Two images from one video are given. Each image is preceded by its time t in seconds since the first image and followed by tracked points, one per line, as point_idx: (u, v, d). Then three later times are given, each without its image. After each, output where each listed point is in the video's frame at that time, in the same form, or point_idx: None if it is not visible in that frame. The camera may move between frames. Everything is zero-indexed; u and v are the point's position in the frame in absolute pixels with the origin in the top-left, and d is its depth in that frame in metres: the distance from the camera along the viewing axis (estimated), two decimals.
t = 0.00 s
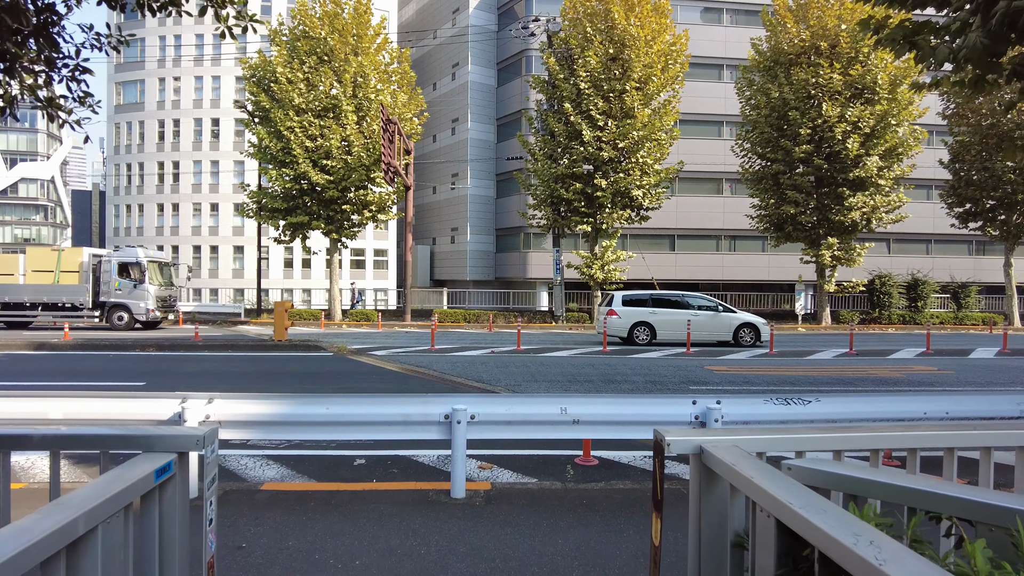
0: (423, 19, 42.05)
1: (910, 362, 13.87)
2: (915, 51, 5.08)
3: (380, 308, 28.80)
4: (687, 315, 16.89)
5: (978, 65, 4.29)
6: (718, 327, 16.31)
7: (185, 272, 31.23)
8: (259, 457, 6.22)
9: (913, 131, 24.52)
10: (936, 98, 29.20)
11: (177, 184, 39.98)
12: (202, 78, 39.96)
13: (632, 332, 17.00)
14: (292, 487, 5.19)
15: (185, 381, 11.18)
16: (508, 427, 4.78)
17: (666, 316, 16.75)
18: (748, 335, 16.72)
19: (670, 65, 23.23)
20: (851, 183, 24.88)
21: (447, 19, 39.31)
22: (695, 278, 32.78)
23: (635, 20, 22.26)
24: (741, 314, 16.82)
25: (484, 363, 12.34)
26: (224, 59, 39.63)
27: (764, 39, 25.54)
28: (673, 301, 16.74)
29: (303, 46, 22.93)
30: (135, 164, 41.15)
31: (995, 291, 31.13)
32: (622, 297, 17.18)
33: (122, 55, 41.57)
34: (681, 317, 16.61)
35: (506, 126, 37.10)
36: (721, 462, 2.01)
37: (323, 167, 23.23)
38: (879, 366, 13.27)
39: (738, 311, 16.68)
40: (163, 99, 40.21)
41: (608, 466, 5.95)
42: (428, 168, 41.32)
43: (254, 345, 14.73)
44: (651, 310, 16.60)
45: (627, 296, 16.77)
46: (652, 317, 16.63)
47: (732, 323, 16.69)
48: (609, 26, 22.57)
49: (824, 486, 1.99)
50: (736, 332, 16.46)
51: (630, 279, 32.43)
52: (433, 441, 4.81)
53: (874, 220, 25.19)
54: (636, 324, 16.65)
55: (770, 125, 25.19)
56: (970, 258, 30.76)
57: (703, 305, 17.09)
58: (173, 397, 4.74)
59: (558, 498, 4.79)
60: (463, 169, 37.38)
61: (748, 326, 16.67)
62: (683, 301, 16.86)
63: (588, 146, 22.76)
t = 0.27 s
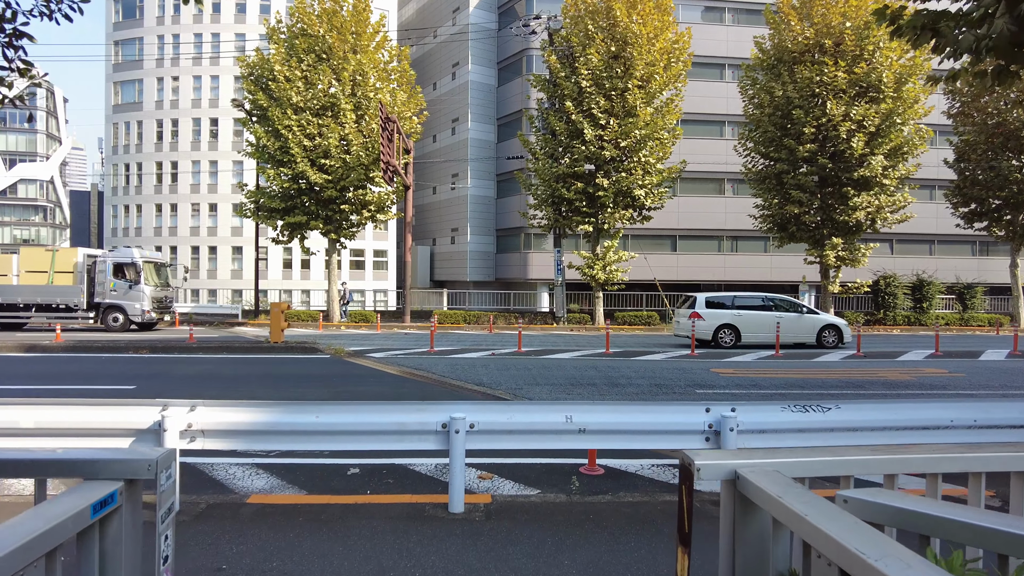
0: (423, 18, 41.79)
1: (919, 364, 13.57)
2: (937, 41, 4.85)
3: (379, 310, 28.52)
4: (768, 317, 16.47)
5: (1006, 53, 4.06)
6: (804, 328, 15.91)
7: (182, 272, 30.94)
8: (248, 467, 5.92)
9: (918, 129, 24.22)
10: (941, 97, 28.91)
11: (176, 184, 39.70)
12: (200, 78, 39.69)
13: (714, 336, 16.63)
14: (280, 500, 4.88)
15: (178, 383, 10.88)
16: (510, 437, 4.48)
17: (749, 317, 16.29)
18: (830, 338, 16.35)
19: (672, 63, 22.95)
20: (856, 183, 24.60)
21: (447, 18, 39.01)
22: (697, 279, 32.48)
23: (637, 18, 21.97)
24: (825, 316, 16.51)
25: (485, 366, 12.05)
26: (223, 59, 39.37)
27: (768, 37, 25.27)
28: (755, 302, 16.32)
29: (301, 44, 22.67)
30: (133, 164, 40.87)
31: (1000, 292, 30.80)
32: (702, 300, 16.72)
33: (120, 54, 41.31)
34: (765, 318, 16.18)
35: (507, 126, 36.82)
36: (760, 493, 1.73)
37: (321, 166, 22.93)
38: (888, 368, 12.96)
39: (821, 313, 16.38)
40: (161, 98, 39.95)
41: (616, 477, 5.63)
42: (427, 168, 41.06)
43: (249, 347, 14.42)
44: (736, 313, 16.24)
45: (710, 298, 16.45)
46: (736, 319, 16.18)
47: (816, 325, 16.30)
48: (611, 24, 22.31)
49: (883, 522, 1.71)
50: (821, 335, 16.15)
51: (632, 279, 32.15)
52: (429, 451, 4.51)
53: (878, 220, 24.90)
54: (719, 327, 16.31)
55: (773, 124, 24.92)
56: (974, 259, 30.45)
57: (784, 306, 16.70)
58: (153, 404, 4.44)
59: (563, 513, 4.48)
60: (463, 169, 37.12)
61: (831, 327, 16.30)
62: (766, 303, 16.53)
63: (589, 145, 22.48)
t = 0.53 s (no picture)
0: (424, 17, 41.53)
1: (930, 366, 13.26)
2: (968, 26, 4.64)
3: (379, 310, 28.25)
4: (854, 318, 16.12)
5: None
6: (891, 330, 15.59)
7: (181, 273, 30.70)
8: (238, 476, 5.66)
9: (925, 127, 23.89)
10: (947, 96, 28.59)
11: (175, 184, 39.44)
12: (200, 77, 39.42)
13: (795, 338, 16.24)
14: (268, 515, 4.61)
15: (171, 386, 10.61)
16: (512, 448, 4.20)
17: (836, 318, 15.92)
18: (915, 338, 16.10)
19: (675, 61, 22.67)
20: (862, 182, 24.31)
21: (448, 16, 38.70)
22: (700, 279, 32.21)
23: (640, 14, 21.66)
24: (908, 317, 16.25)
25: (486, 368, 11.77)
26: (222, 58, 39.08)
27: (772, 34, 24.99)
28: (842, 302, 15.97)
29: (300, 42, 22.40)
30: (132, 164, 40.62)
31: (1006, 292, 30.44)
32: (786, 300, 16.33)
33: (119, 53, 41.04)
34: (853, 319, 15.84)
35: (508, 126, 36.53)
36: (814, 538, 1.46)
37: (320, 166, 22.66)
38: (899, 370, 12.67)
39: (904, 314, 16.15)
40: (161, 98, 39.68)
41: (625, 489, 5.34)
42: (428, 168, 40.82)
43: (245, 349, 14.14)
44: (824, 314, 15.90)
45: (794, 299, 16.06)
46: (823, 320, 15.83)
47: (900, 326, 16.00)
48: (614, 21, 22.04)
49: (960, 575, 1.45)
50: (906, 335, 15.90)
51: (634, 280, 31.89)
52: (426, 464, 4.23)
53: (884, 219, 24.60)
54: (804, 330, 15.94)
55: (777, 123, 24.63)
56: (980, 259, 30.11)
57: (868, 307, 16.39)
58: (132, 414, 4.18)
59: (569, 530, 4.20)
60: (464, 169, 36.86)
61: (916, 328, 16.05)
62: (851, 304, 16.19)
63: (592, 143, 22.19)
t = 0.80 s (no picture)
0: (425, 15, 41.27)
1: (943, 367, 12.96)
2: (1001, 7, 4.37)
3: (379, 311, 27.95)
4: (938, 318, 15.87)
5: None
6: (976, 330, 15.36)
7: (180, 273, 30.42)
8: (230, 485, 5.40)
9: (933, 125, 23.55)
10: (955, 94, 28.26)
11: (175, 183, 39.20)
12: (200, 76, 39.18)
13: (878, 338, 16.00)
14: (259, 528, 4.34)
15: (165, 388, 10.34)
16: (518, 457, 3.93)
17: (921, 318, 15.68)
18: (1000, 339, 15.77)
19: (680, 58, 22.36)
20: (869, 180, 23.98)
21: (450, 15, 38.42)
22: (704, 279, 31.89)
23: (644, 11, 21.37)
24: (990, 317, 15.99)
25: (488, 369, 11.50)
26: (222, 56, 38.84)
27: (777, 31, 24.69)
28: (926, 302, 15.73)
29: (300, 39, 22.12)
30: (132, 163, 40.38)
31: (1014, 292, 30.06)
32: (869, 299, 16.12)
33: (119, 52, 40.80)
34: (938, 319, 15.53)
35: (510, 125, 36.24)
36: None
37: (320, 164, 22.37)
38: (911, 372, 12.36)
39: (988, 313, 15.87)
40: (161, 97, 39.44)
41: (636, 499, 5.06)
42: (429, 167, 40.55)
43: (243, 350, 13.86)
44: (909, 314, 15.67)
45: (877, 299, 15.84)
46: (908, 320, 15.53)
47: (983, 326, 15.75)
48: (617, 18, 21.76)
49: None
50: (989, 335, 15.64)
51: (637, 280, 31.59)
52: (427, 474, 3.95)
53: (891, 218, 24.25)
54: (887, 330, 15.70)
55: (783, 121, 24.32)
56: (986, 259, 29.75)
57: (950, 306, 16.16)
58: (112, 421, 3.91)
59: (579, 546, 3.92)
60: (466, 168, 36.58)
61: (1001, 327, 15.79)
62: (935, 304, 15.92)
63: (595, 141, 21.89)
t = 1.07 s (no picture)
0: (427, 15, 41.05)
1: (956, 370, 12.66)
2: None
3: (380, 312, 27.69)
4: None
5: None
6: None
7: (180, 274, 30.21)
8: (221, 496, 5.15)
9: (941, 124, 23.24)
10: (963, 93, 27.94)
11: (177, 183, 39.01)
12: (201, 75, 38.98)
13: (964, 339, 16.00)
14: (247, 545, 4.10)
15: (160, 392, 10.09)
16: (525, 472, 3.67)
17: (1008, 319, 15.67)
18: None
19: (685, 56, 22.08)
20: (876, 180, 23.67)
21: (452, 14, 38.19)
22: (708, 280, 31.60)
23: (649, 9, 21.09)
24: None
25: (491, 372, 11.23)
26: (224, 56, 38.65)
27: (783, 30, 24.42)
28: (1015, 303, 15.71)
29: (300, 37, 21.89)
30: (133, 163, 40.21)
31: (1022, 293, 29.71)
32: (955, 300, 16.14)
33: (121, 51, 40.61)
34: None
35: (512, 125, 35.98)
36: None
37: (321, 164, 22.11)
38: (923, 376, 12.07)
39: None
40: (162, 96, 39.26)
41: (648, 512, 4.79)
42: (431, 168, 40.33)
43: (241, 351, 13.62)
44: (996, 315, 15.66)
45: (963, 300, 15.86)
46: (996, 321, 15.55)
47: None
48: (622, 15, 21.51)
49: None
50: None
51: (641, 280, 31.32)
52: (427, 489, 3.69)
53: (899, 218, 23.92)
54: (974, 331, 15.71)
55: (789, 120, 24.03)
56: (992, 260, 29.41)
57: None
58: (91, 431, 3.67)
59: (590, 567, 3.66)
60: (468, 168, 36.34)
61: None
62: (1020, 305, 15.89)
63: (599, 140, 21.61)
